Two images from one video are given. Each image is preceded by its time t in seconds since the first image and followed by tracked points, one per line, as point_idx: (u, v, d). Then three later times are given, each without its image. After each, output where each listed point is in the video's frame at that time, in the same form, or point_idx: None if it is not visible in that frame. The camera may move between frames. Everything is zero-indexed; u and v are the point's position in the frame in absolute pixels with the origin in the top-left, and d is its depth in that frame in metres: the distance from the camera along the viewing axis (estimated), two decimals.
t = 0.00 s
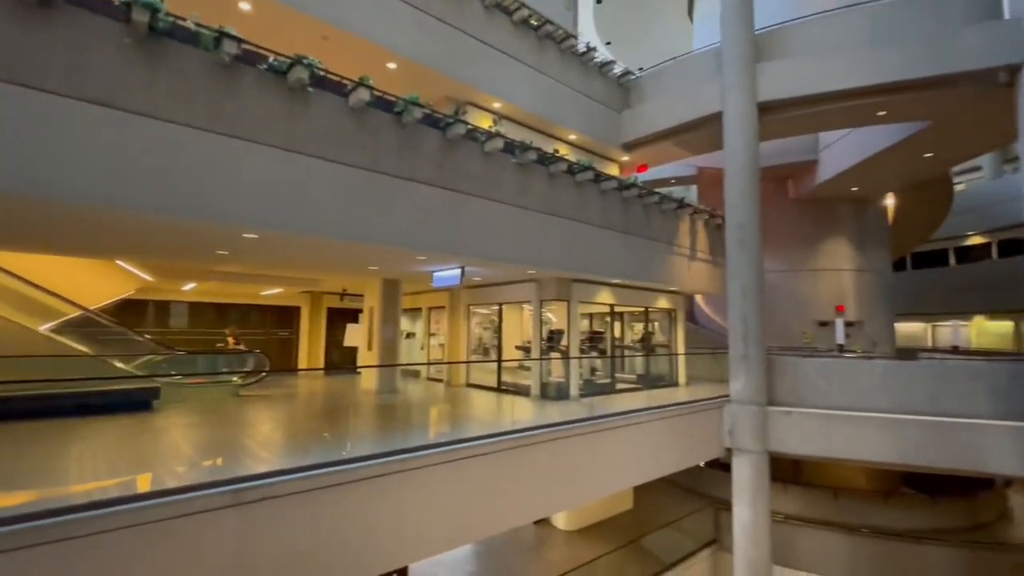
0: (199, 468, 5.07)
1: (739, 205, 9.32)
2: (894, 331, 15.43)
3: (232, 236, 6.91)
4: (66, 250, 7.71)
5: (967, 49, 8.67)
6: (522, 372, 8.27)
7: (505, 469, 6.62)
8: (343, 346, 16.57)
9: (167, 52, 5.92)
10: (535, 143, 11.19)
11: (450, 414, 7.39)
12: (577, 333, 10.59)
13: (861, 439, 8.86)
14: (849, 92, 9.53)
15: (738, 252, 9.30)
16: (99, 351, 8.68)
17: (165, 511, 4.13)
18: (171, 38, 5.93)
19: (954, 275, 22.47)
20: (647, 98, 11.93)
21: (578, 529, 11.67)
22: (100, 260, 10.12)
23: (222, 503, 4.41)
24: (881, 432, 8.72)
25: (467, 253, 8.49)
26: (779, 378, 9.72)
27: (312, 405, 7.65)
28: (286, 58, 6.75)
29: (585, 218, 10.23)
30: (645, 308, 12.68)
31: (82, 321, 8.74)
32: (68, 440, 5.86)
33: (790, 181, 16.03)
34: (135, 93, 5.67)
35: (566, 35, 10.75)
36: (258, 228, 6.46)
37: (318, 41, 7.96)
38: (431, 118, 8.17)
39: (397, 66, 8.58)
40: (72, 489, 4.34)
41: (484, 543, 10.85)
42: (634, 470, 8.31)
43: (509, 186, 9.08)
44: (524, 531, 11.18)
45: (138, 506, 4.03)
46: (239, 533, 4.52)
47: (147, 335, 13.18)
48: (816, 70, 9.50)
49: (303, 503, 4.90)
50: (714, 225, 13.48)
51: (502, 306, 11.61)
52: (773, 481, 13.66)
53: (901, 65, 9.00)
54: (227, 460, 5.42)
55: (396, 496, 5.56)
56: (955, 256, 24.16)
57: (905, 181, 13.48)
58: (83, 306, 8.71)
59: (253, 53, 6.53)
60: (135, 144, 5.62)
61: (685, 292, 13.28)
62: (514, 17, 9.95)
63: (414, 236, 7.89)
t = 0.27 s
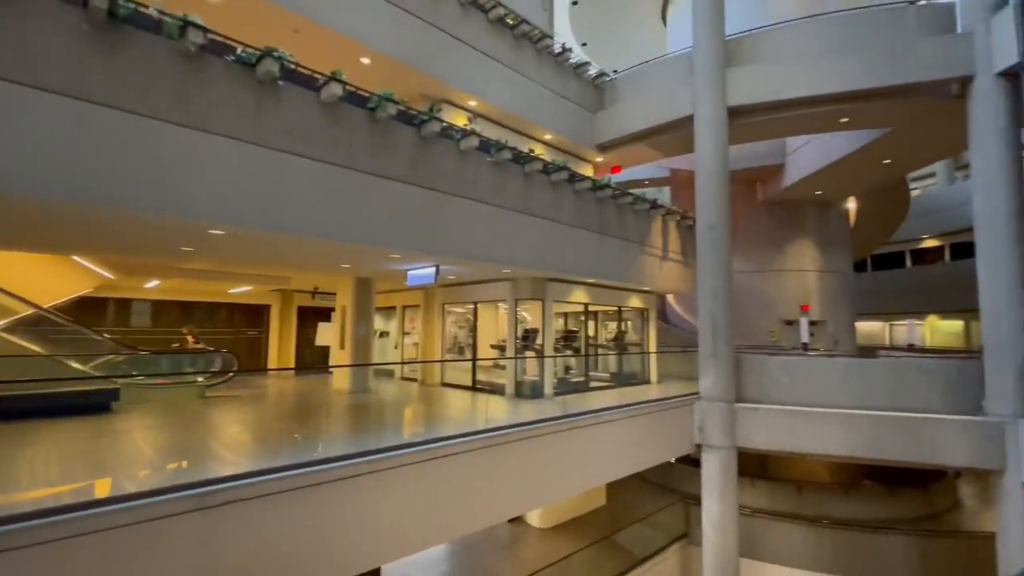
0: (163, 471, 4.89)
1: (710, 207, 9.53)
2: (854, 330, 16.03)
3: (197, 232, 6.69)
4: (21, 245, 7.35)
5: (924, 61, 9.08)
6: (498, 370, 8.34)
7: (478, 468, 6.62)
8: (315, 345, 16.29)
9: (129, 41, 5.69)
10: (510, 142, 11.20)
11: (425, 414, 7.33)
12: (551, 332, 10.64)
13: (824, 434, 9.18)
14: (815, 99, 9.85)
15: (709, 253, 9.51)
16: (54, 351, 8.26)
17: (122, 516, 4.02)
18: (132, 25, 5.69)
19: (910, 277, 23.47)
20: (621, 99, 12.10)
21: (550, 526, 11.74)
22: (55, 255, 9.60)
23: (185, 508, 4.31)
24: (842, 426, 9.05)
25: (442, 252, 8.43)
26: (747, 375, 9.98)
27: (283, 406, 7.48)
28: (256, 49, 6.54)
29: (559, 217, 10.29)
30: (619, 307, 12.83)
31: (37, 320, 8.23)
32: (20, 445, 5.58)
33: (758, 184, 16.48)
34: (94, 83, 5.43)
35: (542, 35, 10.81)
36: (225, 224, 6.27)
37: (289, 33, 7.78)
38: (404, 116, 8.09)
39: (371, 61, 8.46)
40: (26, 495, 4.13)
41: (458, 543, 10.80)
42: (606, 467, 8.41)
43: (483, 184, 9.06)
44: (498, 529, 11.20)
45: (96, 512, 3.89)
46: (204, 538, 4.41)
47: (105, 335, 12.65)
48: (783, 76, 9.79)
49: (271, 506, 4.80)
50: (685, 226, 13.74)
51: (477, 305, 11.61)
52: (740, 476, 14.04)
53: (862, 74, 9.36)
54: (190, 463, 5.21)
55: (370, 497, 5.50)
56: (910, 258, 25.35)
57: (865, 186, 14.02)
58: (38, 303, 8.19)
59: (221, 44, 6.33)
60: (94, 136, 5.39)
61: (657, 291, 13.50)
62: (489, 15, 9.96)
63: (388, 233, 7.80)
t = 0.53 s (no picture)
0: (128, 475, 4.73)
1: (686, 208, 9.68)
2: (823, 329, 16.50)
3: (165, 228, 6.48)
4: None
5: (891, 69, 9.38)
6: (476, 369, 8.42)
7: (455, 467, 6.59)
8: (290, 345, 16.02)
9: (92, 29, 5.47)
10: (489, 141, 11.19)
11: (403, 414, 7.26)
12: (530, 331, 10.65)
13: (794, 430, 9.42)
14: (786, 103, 10.10)
15: (684, 253, 9.67)
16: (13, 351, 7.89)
17: (83, 522, 3.87)
18: (95, 12, 5.46)
19: (876, 277, 24.27)
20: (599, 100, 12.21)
21: (528, 524, 11.78)
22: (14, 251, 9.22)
23: (151, 513, 4.18)
24: (812, 423, 9.31)
25: (419, 250, 8.37)
26: (720, 374, 10.18)
27: (256, 406, 7.33)
28: (227, 41, 6.37)
29: (538, 217, 10.32)
30: (596, 306, 12.94)
31: None
32: None
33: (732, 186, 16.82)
34: (55, 71, 5.21)
35: (521, 35, 10.89)
36: (194, 220, 6.09)
37: (263, 26, 7.61)
38: (381, 111, 8.00)
39: (348, 56, 8.33)
40: None
41: (435, 544, 10.74)
42: (582, 465, 8.47)
43: (462, 182, 9.01)
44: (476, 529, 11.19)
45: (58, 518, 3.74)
46: (171, 542, 4.28)
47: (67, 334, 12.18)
48: (757, 81, 10.00)
49: (243, 509, 4.71)
50: (662, 227, 13.93)
51: (456, 304, 11.57)
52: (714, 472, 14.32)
53: (831, 80, 9.64)
54: (156, 467, 5.02)
55: (346, 498, 5.44)
56: (877, 260, 26.22)
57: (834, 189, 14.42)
58: None
59: (191, 34, 6.14)
60: (55, 127, 5.17)
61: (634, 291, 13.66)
62: (469, 13, 9.94)
63: (364, 231, 7.69)
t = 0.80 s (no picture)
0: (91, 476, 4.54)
1: (660, 206, 9.83)
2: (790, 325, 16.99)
3: (129, 221, 6.24)
4: None
5: (856, 75, 9.70)
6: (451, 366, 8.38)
7: (430, 464, 6.58)
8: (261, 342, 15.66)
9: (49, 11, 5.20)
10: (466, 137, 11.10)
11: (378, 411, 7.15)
12: (506, 327, 10.66)
13: (762, 424, 9.69)
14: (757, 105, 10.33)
15: (658, 251, 9.82)
16: None
17: (41, 527, 3.70)
18: None
19: (840, 276, 25.12)
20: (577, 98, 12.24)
21: (503, 520, 11.82)
22: None
23: (115, 515, 4.04)
24: (780, 417, 9.59)
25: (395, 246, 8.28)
26: (692, 369, 10.39)
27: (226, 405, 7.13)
28: (195, 28, 6.15)
29: (515, 213, 10.32)
30: (572, 303, 13.02)
31: None
32: None
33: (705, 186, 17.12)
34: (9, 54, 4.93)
35: (498, 30, 10.82)
36: (160, 213, 5.88)
37: (233, 14, 7.37)
38: (356, 104, 7.83)
39: (321, 47, 8.15)
40: None
41: (411, 541, 10.68)
42: (556, 460, 8.54)
43: (438, 177, 8.93)
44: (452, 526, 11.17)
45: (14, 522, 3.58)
46: (137, 544, 4.16)
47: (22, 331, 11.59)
48: (729, 83, 10.19)
49: (213, 509, 4.60)
50: (637, 225, 14.09)
51: (432, 300, 11.48)
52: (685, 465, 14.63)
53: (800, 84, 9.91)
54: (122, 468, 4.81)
55: (318, 496, 5.37)
56: (841, 259, 27.15)
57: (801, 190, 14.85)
58: None
59: (156, 20, 5.91)
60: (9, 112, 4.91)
61: (610, 288, 13.80)
62: (446, 7, 9.82)
63: (339, 226, 7.56)
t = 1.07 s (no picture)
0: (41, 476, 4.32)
1: (633, 204, 9.94)
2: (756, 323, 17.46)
3: (82, 209, 5.93)
4: None
5: (822, 81, 10.00)
6: (425, 363, 8.28)
7: (400, 461, 6.50)
8: (227, 338, 15.22)
9: None
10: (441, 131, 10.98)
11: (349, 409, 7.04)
12: (480, 323, 10.63)
13: (729, 419, 9.93)
14: (728, 108, 10.54)
15: (630, 249, 9.94)
16: None
17: None
18: None
19: (804, 276, 25.95)
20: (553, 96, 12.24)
21: (474, 516, 11.81)
22: None
23: (65, 517, 3.85)
24: (746, 412, 9.85)
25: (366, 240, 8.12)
26: (662, 366, 10.56)
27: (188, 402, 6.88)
28: (156, 10, 5.88)
29: (488, 208, 10.27)
30: (546, 300, 13.07)
31: None
32: None
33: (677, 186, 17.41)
34: None
35: (475, 25, 10.70)
36: (115, 201, 5.61)
37: None
38: (328, 96, 7.63)
39: (291, 34, 7.92)
40: None
41: (381, 539, 10.56)
42: (528, 456, 8.56)
43: (410, 171, 8.80)
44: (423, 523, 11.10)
45: None
46: (90, 546, 3.98)
47: None
48: (702, 85, 10.37)
49: (172, 509, 4.44)
50: (610, 223, 14.21)
51: (405, 296, 11.35)
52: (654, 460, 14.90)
53: (768, 88, 10.15)
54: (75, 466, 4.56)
55: (284, 494, 5.24)
56: (807, 260, 28.09)
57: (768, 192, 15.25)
58: None
59: None
60: None
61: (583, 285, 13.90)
62: None
63: (308, 219, 7.37)
